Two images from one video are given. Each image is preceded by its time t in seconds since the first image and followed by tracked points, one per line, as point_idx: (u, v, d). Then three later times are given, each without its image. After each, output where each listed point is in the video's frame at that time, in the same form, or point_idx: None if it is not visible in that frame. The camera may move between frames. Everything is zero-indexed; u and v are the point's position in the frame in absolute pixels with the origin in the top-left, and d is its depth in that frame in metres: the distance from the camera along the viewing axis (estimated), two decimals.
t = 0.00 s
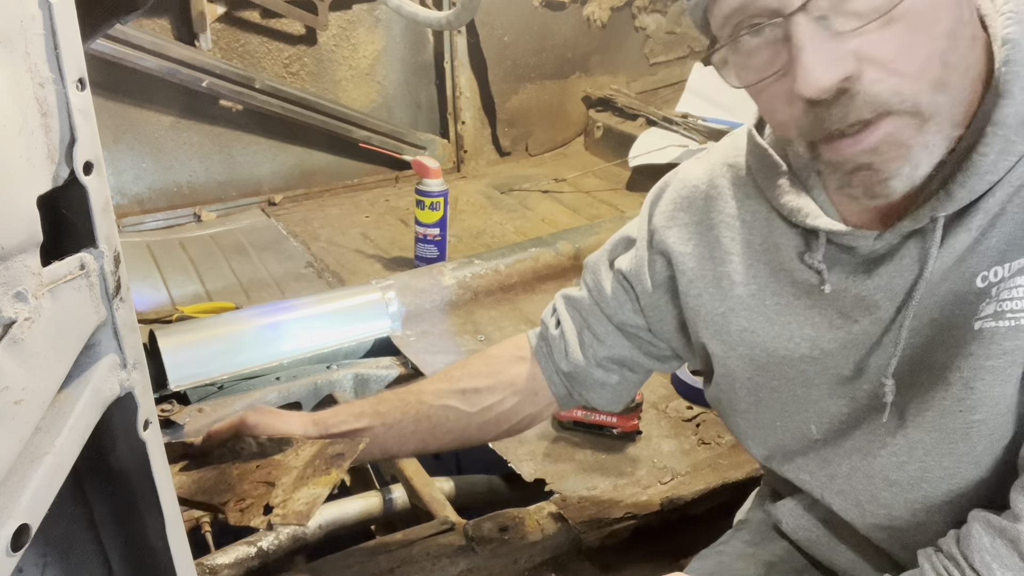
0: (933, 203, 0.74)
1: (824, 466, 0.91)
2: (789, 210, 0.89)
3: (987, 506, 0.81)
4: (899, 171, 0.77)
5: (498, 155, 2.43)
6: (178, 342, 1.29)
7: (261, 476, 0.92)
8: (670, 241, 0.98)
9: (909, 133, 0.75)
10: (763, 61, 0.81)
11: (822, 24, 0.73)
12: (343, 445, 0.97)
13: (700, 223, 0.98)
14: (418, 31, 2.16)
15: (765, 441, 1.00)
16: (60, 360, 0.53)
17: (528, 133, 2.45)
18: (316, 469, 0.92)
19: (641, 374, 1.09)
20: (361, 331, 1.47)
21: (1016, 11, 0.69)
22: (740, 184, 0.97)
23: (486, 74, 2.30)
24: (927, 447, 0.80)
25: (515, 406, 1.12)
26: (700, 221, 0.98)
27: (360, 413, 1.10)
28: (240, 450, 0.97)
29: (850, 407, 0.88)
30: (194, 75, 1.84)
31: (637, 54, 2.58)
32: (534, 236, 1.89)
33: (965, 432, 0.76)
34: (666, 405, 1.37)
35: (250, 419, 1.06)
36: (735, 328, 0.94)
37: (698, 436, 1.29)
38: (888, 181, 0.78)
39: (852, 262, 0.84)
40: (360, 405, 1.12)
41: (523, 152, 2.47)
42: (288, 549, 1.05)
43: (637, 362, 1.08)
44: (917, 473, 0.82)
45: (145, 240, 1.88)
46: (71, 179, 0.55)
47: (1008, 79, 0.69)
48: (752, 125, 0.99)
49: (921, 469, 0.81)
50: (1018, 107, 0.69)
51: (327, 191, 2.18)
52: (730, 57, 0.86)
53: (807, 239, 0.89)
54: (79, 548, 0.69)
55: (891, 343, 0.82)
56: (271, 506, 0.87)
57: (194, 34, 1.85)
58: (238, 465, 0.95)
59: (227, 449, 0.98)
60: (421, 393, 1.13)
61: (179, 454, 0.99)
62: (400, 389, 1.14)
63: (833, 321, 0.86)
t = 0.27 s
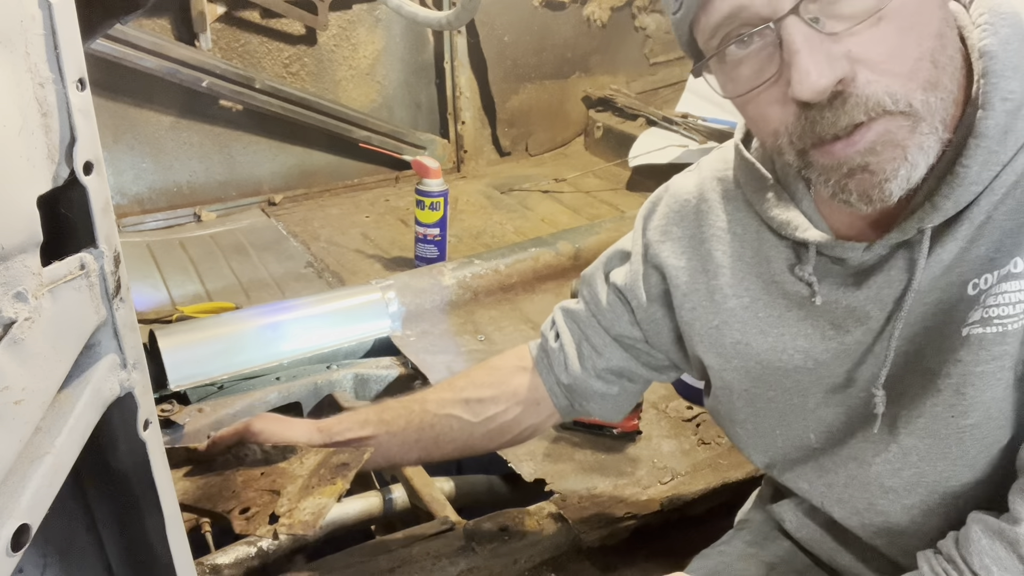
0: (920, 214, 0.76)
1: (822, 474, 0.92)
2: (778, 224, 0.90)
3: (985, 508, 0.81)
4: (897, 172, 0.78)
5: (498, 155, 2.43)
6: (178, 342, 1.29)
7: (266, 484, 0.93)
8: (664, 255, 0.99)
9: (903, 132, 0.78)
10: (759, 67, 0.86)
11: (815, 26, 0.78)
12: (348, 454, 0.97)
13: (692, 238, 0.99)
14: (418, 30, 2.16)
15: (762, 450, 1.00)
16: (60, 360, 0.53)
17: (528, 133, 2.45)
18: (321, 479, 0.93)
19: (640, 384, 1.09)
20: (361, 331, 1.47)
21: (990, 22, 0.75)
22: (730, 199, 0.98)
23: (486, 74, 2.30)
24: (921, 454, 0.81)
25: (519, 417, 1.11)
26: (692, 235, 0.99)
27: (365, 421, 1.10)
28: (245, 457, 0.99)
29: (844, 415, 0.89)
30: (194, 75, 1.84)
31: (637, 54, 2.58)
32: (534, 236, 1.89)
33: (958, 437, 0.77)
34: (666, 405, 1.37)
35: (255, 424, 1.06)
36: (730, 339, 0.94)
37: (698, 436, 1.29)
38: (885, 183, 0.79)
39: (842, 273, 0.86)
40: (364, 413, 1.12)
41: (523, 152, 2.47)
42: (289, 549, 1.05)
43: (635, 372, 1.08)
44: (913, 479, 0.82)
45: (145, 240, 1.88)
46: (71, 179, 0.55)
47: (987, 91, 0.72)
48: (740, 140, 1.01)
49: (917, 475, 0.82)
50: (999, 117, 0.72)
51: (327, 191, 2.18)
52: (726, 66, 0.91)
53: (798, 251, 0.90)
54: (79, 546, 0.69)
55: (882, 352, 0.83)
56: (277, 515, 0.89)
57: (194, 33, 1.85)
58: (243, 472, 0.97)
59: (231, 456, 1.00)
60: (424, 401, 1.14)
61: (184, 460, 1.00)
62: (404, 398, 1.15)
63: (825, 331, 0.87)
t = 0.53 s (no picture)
0: (912, 216, 0.76)
1: (819, 475, 0.92)
2: (772, 225, 0.90)
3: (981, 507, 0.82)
4: (875, 172, 0.79)
5: (497, 155, 2.43)
6: (178, 342, 1.29)
7: (265, 480, 0.93)
8: (660, 257, 0.99)
9: (884, 134, 0.78)
10: (746, 70, 0.86)
11: (800, 28, 0.78)
12: (347, 449, 0.97)
13: (687, 239, 0.99)
14: (418, 30, 2.16)
15: (759, 450, 1.00)
16: (60, 360, 0.53)
17: (528, 133, 2.45)
18: (319, 474, 0.93)
19: (638, 386, 1.09)
20: (361, 331, 1.47)
21: (981, 24, 0.75)
22: (725, 202, 0.98)
23: (486, 74, 2.30)
24: (917, 454, 0.81)
25: (518, 418, 1.11)
26: (688, 236, 0.99)
27: (364, 421, 1.10)
28: (244, 454, 0.98)
29: (840, 415, 0.89)
30: (194, 75, 1.84)
31: (637, 54, 2.58)
32: (534, 236, 1.90)
33: (953, 436, 0.77)
34: (666, 405, 1.37)
35: (256, 422, 1.06)
36: (725, 341, 0.94)
37: (698, 436, 1.29)
38: (863, 182, 0.79)
39: (836, 274, 0.86)
40: (364, 413, 1.12)
41: (523, 152, 2.47)
42: (289, 549, 1.05)
43: (633, 374, 1.08)
44: (909, 480, 0.82)
45: (145, 240, 1.88)
46: (72, 179, 0.55)
47: (978, 92, 0.73)
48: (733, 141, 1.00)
49: (913, 475, 0.82)
50: (988, 118, 0.72)
51: (327, 191, 2.18)
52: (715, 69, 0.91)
53: (792, 252, 0.90)
54: (79, 545, 0.69)
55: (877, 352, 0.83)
56: (275, 510, 0.88)
57: (194, 33, 1.85)
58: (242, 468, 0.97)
59: (230, 453, 0.99)
60: (425, 401, 1.14)
61: (184, 456, 1.00)
62: (404, 398, 1.15)
63: (820, 332, 0.87)
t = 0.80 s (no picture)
0: (912, 216, 0.76)
1: (819, 475, 0.92)
2: (771, 224, 0.90)
3: (982, 507, 0.82)
4: (877, 169, 0.78)
5: (497, 155, 2.43)
6: (178, 342, 1.29)
7: (267, 483, 0.94)
8: (660, 257, 0.99)
9: (887, 125, 0.78)
10: (746, 69, 0.86)
11: (799, 28, 0.78)
12: (349, 452, 0.97)
13: (687, 239, 0.99)
14: (418, 30, 2.16)
15: (759, 451, 1.00)
16: (60, 360, 0.53)
17: (528, 133, 2.45)
18: (323, 477, 0.93)
19: (638, 385, 1.09)
20: (361, 331, 1.47)
21: (980, 23, 0.75)
22: (725, 202, 0.98)
23: (486, 74, 2.30)
24: (917, 454, 0.81)
25: (518, 417, 1.11)
26: (687, 236, 0.99)
27: (365, 420, 1.10)
28: (246, 456, 0.98)
29: (840, 415, 0.89)
30: (194, 75, 1.84)
31: (637, 54, 2.58)
32: (534, 236, 1.89)
33: (953, 436, 0.77)
34: (666, 405, 1.37)
35: (257, 423, 1.06)
36: (725, 340, 0.94)
37: (698, 436, 1.29)
38: (865, 179, 0.79)
39: (836, 273, 0.86)
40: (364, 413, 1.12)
41: (523, 152, 2.47)
42: (289, 549, 1.05)
43: (633, 373, 1.08)
44: (909, 480, 0.82)
45: (145, 240, 1.88)
46: (71, 179, 0.55)
47: (978, 92, 0.73)
48: (734, 141, 1.00)
49: (913, 475, 0.82)
50: (988, 118, 0.72)
51: (326, 191, 2.18)
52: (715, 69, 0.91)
53: (792, 252, 0.90)
54: (79, 545, 0.69)
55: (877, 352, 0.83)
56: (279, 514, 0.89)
57: (194, 34, 1.85)
58: (244, 470, 0.97)
59: (232, 454, 0.99)
60: (425, 401, 1.13)
61: (184, 457, 1.00)
62: (404, 397, 1.15)
63: (820, 332, 0.87)
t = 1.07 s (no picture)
0: (914, 215, 0.75)
1: (821, 474, 0.92)
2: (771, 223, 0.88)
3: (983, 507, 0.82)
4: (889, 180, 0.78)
5: (498, 155, 2.43)
6: (178, 342, 1.29)
7: (268, 486, 0.97)
8: (661, 256, 0.98)
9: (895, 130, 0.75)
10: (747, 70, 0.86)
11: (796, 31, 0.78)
12: (347, 455, 0.99)
13: (689, 238, 0.98)
14: (418, 30, 2.16)
15: (759, 450, 1.00)
16: (60, 360, 0.53)
17: (528, 133, 2.45)
18: (323, 481, 0.97)
19: (639, 383, 1.10)
20: (361, 331, 1.47)
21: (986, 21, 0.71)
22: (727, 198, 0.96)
23: (486, 74, 2.30)
24: (919, 454, 0.81)
25: (518, 417, 1.11)
26: (689, 235, 0.98)
27: (365, 422, 1.10)
28: (246, 459, 1.02)
29: (842, 415, 0.89)
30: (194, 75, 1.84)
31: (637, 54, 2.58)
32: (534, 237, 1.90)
33: (955, 437, 0.77)
34: (666, 405, 1.37)
35: (257, 424, 1.07)
36: (727, 340, 0.94)
37: (698, 436, 1.29)
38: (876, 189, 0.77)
39: (838, 272, 0.85)
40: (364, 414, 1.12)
41: (523, 152, 2.47)
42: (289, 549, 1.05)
43: (634, 372, 1.08)
44: (910, 479, 0.82)
45: (145, 240, 1.88)
46: (71, 179, 0.55)
47: (982, 91, 0.70)
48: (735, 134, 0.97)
49: (914, 475, 0.82)
50: (993, 117, 0.70)
51: (326, 191, 2.18)
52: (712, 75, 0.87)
53: (794, 251, 0.89)
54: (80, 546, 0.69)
55: (880, 352, 0.84)
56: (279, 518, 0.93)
57: (194, 33, 1.85)
58: (245, 473, 1.01)
59: (232, 457, 1.04)
60: (425, 402, 1.13)
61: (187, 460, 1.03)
62: (404, 397, 1.15)
63: (823, 331, 0.87)
